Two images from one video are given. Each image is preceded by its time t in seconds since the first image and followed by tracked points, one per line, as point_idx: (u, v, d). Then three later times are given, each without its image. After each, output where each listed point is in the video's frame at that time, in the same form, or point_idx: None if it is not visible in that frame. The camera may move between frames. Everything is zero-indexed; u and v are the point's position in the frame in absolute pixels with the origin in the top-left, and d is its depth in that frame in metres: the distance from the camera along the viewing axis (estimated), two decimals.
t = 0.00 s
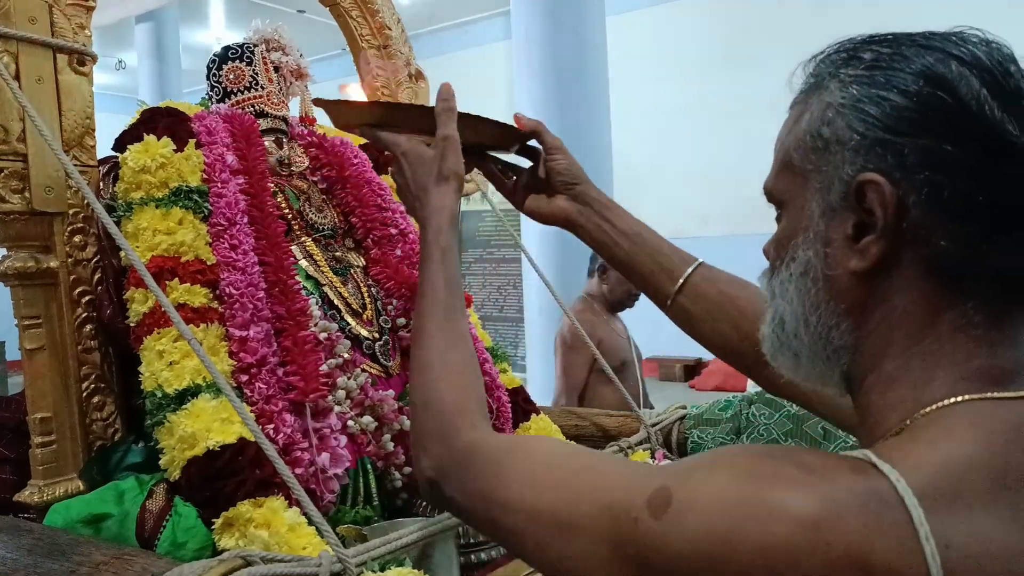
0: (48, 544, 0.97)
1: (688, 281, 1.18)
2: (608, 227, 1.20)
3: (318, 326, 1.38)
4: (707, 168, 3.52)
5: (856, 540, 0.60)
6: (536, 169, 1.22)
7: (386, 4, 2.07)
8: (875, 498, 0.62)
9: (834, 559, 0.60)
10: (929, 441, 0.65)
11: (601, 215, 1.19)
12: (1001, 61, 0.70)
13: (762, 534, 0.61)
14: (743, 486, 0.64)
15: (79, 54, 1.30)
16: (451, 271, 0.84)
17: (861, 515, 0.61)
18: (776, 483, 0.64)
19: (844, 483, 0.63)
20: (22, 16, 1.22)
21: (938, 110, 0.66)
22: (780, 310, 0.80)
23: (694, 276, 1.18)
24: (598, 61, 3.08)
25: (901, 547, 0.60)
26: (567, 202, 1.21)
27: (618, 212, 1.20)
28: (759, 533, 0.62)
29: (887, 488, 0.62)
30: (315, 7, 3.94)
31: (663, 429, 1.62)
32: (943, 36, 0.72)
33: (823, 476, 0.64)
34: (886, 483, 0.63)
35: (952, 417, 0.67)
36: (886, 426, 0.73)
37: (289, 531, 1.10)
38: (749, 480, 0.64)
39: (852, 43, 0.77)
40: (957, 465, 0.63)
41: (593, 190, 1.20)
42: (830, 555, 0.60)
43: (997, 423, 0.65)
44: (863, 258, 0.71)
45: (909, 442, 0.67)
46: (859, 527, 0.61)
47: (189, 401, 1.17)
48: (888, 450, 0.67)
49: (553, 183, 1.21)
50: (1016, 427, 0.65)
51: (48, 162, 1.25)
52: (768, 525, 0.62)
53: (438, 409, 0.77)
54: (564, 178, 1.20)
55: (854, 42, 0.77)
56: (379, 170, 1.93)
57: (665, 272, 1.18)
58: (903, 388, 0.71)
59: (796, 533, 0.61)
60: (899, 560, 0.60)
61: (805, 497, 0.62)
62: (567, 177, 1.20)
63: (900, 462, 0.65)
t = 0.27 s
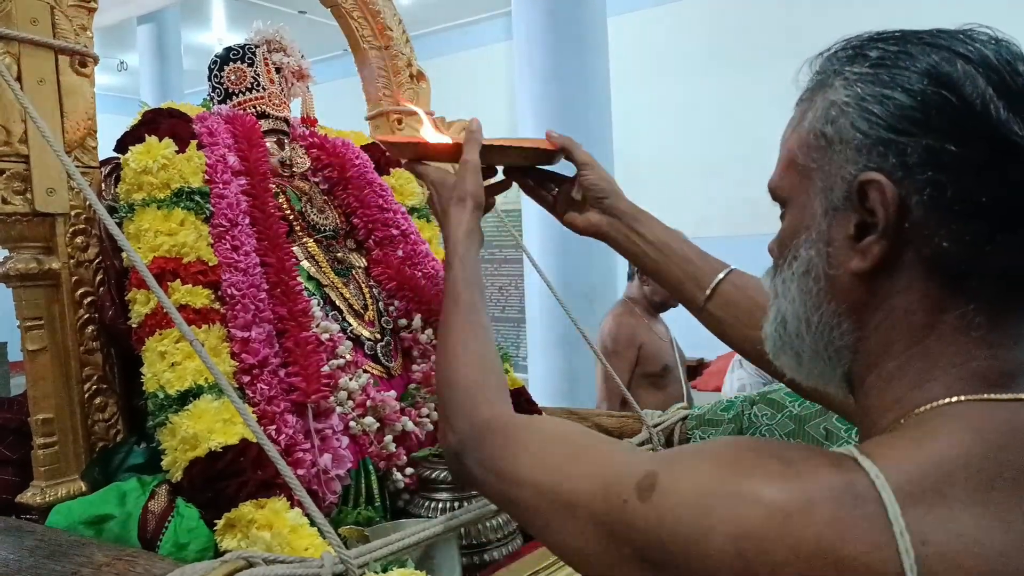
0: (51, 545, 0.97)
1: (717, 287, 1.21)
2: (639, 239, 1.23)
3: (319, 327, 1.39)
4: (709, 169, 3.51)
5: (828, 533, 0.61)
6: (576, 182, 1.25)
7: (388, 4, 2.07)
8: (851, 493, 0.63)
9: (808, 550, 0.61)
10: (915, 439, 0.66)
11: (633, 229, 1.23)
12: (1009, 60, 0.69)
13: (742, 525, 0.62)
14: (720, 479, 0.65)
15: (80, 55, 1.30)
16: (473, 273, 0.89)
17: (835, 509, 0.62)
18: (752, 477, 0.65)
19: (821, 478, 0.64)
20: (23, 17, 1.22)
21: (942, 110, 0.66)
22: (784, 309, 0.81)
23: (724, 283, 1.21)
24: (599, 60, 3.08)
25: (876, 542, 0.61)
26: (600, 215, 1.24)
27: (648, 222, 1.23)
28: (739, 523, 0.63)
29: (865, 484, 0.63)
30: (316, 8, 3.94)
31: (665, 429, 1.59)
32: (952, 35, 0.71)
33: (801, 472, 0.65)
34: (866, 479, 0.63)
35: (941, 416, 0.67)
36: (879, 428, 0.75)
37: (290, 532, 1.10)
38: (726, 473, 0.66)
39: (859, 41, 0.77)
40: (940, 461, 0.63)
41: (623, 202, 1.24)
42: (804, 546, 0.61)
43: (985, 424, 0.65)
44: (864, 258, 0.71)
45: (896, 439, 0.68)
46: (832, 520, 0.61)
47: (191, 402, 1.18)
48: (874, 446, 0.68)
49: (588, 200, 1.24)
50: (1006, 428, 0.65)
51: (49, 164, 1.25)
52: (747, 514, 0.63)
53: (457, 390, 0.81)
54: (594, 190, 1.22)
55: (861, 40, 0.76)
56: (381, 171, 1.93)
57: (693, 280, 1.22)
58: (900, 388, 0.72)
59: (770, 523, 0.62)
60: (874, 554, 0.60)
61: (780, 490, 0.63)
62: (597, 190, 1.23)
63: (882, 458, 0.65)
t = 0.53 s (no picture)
0: (50, 545, 0.98)
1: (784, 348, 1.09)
2: (694, 299, 1.14)
3: (318, 328, 1.39)
4: (708, 171, 3.53)
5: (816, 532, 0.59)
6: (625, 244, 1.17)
7: (387, 5, 2.06)
8: (842, 492, 0.61)
9: (795, 549, 0.59)
10: (910, 438, 0.64)
11: (689, 289, 1.14)
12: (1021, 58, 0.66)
13: (730, 526, 0.61)
14: (706, 482, 0.64)
15: (80, 56, 1.30)
16: (514, 343, 0.85)
17: (824, 507, 0.60)
18: (741, 477, 0.63)
19: (810, 477, 0.62)
20: (22, 18, 1.22)
21: (948, 110, 0.64)
22: (790, 309, 0.79)
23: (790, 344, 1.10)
24: (598, 61, 3.07)
25: (866, 540, 0.59)
26: (655, 279, 1.16)
27: (704, 282, 1.14)
28: (726, 524, 0.61)
29: (856, 483, 0.61)
30: (315, 8, 3.93)
31: (665, 429, 1.60)
32: (963, 33, 0.68)
33: (791, 471, 0.63)
34: (857, 478, 0.62)
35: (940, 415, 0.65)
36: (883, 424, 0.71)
37: (290, 532, 1.10)
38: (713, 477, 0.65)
39: (869, 37, 0.74)
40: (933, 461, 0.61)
41: (679, 263, 1.14)
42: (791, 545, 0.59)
43: (984, 422, 0.63)
44: (869, 258, 0.69)
45: (892, 438, 0.66)
46: (821, 520, 0.59)
47: (191, 402, 1.17)
48: (870, 447, 0.66)
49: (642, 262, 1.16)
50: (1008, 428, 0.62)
51: (49, 164, 1.25)
52: (735, 514, 0.61)
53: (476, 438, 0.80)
54: (651, 251, 1.13)
55: (870, 38, 0.73)
56: (380, 172, 1.93)
57: (755, 339, 1.11)
58: (904, 388, 0.69)
59: (757, 522, 0.60)
60: (864, 553, 0.58)
61: (768, 489, 0.62)
62: (651, 250, 1.13)
63: (872, 457, 0.64)
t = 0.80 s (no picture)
0: (46, 545, 0.98)
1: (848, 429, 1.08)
2: (756, 378, 1.12)
3: (316, 328, 1.40)
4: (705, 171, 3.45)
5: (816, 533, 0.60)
6: (679, 321, 1.14)
7: (384, 5, 2.06)
8: (840, 493, 0.61)
9: (799, 554, 0.60)
10: (913, 437, 0.65)
11: (752, 369, 1.11)
12: None
13: (732, 541, 0.62)
14: (704, 502, 0.65)
15: (77, 55, 1.30)
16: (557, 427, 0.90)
17: (823, 510, 0.61)
18: (737, 488, 0.64)
19: (808, 481, 0.63)
20: (20, 18, 1.23)
21: (956, 113, 0.66)
22: (802, 311, 0.83)
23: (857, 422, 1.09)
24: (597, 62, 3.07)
25: (869, 538, 0.59)
26: (712, 356, 1.12)
27: (767, 362, 1.11)
28: (730, 539, 0.62)
29: (855, 481, 0.62)
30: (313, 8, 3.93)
31: (662, 430, 1.63)
32: (970, 35, 0.70)
33: (786, 476, 0.64)
34: (856, 477, 0.62)
35: (942, 414, 0.66)
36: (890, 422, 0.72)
37: (288, 532, 1.09)
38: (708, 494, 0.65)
39: (877, 41, 0.76)
40: (937, 459, 0.62)
41: (737, 342, 1.11)
42: (793, 549, 0.60)
43: (986, 420, 0.64)
44: (877, 260, 0.71)
45: (895, 438, 0.66)
46: (820, 520, 0.60)
47: (187, 402, 1.18)
48: (874, 446, 0.67)
49: (697, 338, 1.12)
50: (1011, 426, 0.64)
51: (46, 164, 1.24)
52: (735, 529, 0.62)
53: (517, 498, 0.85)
54: (706, 331, 1.10)
55: (878, 41, 0.76)
56: (378, 173, 1.93)
57: (822, 421, 1.10)
58: (909, 388, 0.71)
59: (758, 534, 0.61)
60: (865, 551, 0.59)
61: (765, 497, 0.62)
62: (710, 329, 1.10)
63: (871, 458, 0.65)
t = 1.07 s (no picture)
0: (45, 545, 0.98)
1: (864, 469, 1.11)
2: (773, 416, 1.17)
3: (315, 329, 1.40)
4: (702, 170, 3.44)
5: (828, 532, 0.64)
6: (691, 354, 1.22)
7: (382, 5, 2.06)
8: (849, 496, 0.66)
9: (814, 555, 0.64)
10: (918, 437, 0.69)
11: (769, 407, 1.18)
12: None
13: (751, 555, 0.67)
14: (718, 523, 0.70)
15: (75, 56, 1.30)
16: (581, 495, 0.95)
17: (834, 513, 0.65)
18: (749, 503, 0.69)
19: (817, 485, 0.67)
20: (19, 18, 1.23)
21: (963, 115, 0.68)
22: (807, 313, 0.86)
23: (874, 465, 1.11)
24: (595, 62, 3.08)
25: (881, 536, 0.63)
26: (727, 392, 1.19)
27: (785, 401, 1.17)
28: (748, 554, 0.67)
29: (864, 483, 0.66)
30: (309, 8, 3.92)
31: (659, 430, 1.58)
32: (972, 39, 0.73)
33: (795, 483, 0.68)
34: (865, 479, 0.66)
35: (948, 414, 0.70)
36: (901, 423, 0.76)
37: (287, 532, 1.10)
38: (722, 513, 0.71)
39: (881, 45, 0.78)
40: (944, 458, 0.66)
41: (757, 379, 1.18)
42: (807, 550, 0.64)
43: (990, 420, 0.67)
44: (885, 260, 0.73)
45: (901, 439, 0.70)
46: (833, 523, 0.64)
47: (186, 403, 1.18)
48: (883, 446, 0.71)
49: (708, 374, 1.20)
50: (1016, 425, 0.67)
51: (46, 165, 1.25)
52: (752, 543, 0.67)
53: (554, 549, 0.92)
54: (723, 368, 1.17)
55: (882, 45, 0.78)
56: (375, 173, 1.93)
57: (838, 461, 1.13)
58: (918, 388, 0.74)
59: (775, 544, 0.65)
60: (880, 548, 0.63)
61: (777, 507, 0.67)
62: (726, 367, 1.17)
63: (879, 460, 0.68)
